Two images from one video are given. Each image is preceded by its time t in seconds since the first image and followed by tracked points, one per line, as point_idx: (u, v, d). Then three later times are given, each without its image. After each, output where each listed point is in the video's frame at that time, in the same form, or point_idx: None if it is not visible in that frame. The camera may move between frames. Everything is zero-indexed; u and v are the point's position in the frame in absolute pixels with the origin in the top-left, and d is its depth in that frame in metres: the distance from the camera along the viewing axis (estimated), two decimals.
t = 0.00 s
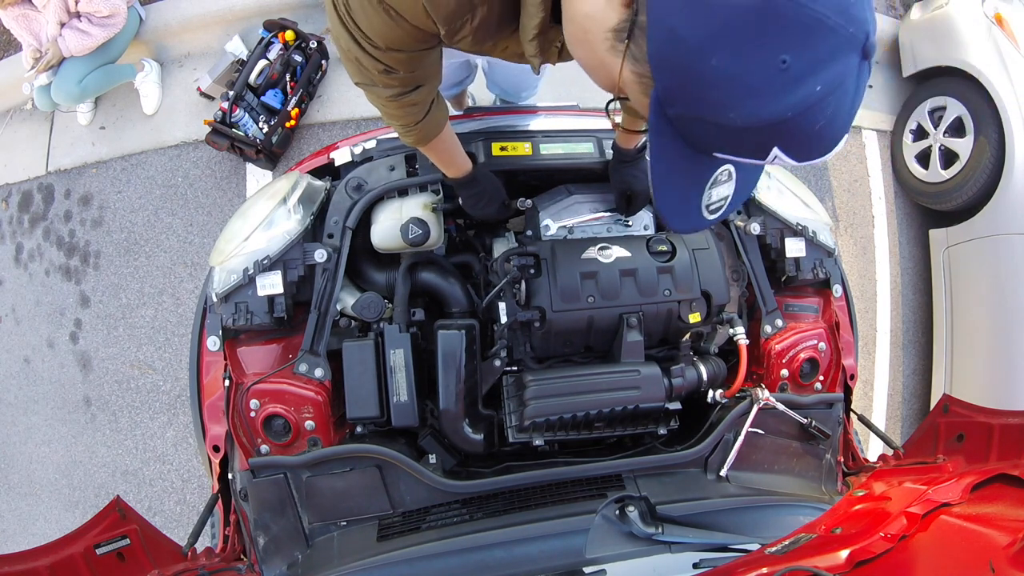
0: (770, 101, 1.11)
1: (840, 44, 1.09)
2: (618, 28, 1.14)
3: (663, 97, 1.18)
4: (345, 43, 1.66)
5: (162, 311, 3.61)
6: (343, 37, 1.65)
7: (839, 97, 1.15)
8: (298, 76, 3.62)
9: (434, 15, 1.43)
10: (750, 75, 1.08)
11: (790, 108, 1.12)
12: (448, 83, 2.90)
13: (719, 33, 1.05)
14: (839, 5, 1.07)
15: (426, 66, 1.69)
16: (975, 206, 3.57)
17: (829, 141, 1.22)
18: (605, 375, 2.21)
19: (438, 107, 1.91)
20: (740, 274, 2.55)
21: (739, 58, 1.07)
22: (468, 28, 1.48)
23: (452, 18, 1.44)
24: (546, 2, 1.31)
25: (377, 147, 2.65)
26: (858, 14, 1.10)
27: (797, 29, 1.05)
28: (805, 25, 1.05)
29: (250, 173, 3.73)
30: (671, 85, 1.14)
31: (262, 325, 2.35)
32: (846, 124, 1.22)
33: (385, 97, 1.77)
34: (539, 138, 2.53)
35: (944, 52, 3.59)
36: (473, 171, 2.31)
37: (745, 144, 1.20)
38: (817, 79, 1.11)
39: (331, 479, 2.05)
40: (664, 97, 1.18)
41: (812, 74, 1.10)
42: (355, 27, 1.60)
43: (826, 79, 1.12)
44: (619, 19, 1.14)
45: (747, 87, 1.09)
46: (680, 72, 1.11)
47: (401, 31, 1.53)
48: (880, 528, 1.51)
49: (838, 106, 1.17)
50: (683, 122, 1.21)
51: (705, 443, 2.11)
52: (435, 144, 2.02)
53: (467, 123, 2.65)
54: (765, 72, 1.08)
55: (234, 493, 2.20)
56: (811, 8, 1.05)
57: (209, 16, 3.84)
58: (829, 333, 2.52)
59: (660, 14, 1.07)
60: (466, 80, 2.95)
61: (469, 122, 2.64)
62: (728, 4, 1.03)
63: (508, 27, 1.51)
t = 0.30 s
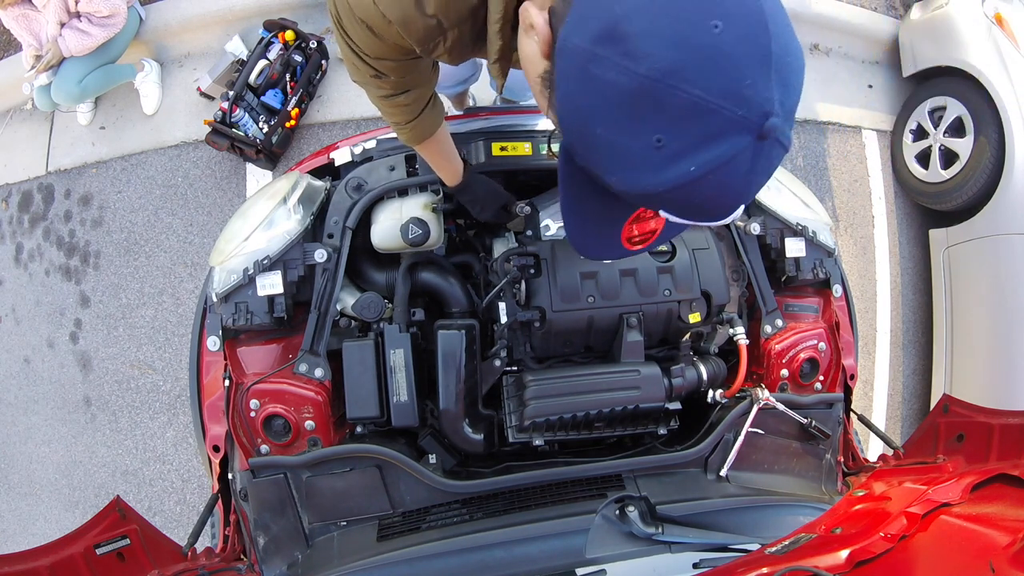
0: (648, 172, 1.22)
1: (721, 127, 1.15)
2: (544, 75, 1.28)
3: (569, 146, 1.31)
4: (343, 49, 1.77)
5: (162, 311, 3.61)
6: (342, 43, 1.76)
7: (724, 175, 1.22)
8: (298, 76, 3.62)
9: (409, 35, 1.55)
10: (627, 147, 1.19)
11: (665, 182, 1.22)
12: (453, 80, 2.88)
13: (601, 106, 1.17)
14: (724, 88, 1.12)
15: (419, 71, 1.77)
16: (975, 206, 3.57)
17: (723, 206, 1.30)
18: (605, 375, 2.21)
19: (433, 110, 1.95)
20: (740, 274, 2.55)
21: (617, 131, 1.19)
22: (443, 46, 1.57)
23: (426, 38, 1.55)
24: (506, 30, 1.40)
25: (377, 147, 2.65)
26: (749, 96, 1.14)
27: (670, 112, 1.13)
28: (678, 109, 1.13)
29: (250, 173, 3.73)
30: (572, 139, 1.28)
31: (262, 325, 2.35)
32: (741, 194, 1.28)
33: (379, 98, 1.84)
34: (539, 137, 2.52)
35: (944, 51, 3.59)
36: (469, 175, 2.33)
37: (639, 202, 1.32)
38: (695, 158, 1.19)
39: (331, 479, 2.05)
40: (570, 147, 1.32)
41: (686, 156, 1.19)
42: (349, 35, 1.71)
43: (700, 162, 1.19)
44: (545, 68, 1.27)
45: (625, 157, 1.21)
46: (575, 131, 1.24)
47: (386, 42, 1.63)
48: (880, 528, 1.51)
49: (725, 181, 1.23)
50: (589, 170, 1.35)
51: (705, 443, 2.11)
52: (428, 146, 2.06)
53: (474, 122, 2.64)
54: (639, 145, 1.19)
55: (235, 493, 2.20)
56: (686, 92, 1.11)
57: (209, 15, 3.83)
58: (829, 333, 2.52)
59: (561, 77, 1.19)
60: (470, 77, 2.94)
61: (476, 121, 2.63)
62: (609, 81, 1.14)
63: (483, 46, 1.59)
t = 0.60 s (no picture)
0: (631, 166, 1.26)
1: (701, 123, 1.20)
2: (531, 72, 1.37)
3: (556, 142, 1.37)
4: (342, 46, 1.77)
5: (162, 311, 3.61)
6: (341, 43, 1.75)
7: (704, 170, 1.26)
8: (298, 76, 3.62)
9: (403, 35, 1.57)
10: (609, 142, 1.24)
11: (647, 176, 1.26)
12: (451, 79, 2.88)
13: (583, 102, 1.23)
14: (703, 85, 1.17)
15: (416, 71, 1.78)
16: (975, 206, 3.57)
17: (704, 202, 1.34)
18: (605, 375, 2.21)
19: (430, 112, 1.95)
20: (740, 274, 2.56)
21: (598, 126, 1.24)
22: (439, 47, 1.60)
23: (421, 39, 1.57)
24: (499, 31, 1.46)
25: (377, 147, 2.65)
26: (730, 92, 1.19)
27: (650, 108, 1.19)
28: (658, 104, 1.18)
29: (250, 173, 3.73)
30: (556, 135, 1.33)
31: (262, 325, 2.36)
32: (724, 190, 1.32)
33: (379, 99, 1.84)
34: (540, 137, 2.52)
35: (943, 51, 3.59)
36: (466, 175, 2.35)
37: (622, 197, 1.37)
38: (676, 153, 1.24)
39: (331, 479, 2.05)
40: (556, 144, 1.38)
41: (667, 151, 1.24)
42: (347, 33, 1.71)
43: (682, 157, 1.24)
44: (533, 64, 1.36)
45: (607, 152, 1.26)
46: (559, 127, 1.30)
47: (382, 41, 1.64)
48: (880, 528, 1.51)
49: (706, 176, 1.28)
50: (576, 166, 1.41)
51: (705, 443, 2.11)
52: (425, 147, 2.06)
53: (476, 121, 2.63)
54: (620, 140, 1.24)
55: (235, 493, 2.20)
56: (667, 88, 1.17)
57: (209, 16, 3.83)
58: (829, 333, 2.52)
59: (545, 74, 1.26)
60: (470, 77, 2.94)
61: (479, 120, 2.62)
62: (592, 78, 1.19)
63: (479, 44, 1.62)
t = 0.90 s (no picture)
0: (685, 146, 1.24)
1: (754, 100, 1.19)
2: (570, 66, 1.32)
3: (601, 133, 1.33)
4: (369, 68, 1.74)
5: (162, 311, 3.61)
6: (370, 66, 1.73)
7: (757, 148, 1.25)
8: (298, 76, 3.62)
9: (437, 46, 1.53)
10: (662, 123, 1.22)
11: (701, 156, 1.24)
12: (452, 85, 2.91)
13: (635, 85, 1.20)
14: (755, 62, 1.17)
15: (447, 88, 1.76)
16: (975, 206, 3.57)
17: (755, 183, 1.32)
18: (605, 375, 2.21)
19: (458, 134, 1.97)
20: (739, 274, 2.57)
21: (651, 108, 1.21)
22: (472, 56, 1.58)
23: (456, 48, 1.54)
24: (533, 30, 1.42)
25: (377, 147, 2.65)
26: (779, 70, 1.19)
27: (705, 86, 1.17)
28: (712, 82, 1.17)
29: (250, 173, 3.73)
30: (602, 123, 1.30)
31: (262, 325, 2.36)
32: (773, 170, 1.30)
33: (413, 124, 1.84)
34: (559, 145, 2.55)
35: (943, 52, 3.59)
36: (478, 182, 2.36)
37: (670, 183, 1.34)
38: (731, 131, 1.22)
39: (331, 479, 2.05)
40: (601, 134, 1.34)
41: (722, 129, 1.22)
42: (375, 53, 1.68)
43: (737, 134, 1.22)
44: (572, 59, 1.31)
45: (660, 134, 1.23)
46: (607, 113, 1.26)
47: (412, 52, 1.60)
48: (880, 528, 1.51)
49: (759, 154, 1.26)
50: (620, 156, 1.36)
51: (705, 443, 2.11)
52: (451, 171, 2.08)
53: (473, 122, 2.64)
54: (675, 121, 1.21)
55: (234, 493, 2.20)
56: (722, 66, 1.16)
57: (209, 16, 3.83)
58: (829, 333, 2.52)
59: (592, 62, 1.23)
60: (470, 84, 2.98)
61: (477, 121, 2.63)
62: (644, 59, 1.17)
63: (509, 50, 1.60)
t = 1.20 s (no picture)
0: (761, 144, 1.22)
1: (826, 97, 1.20)
2: (628, 71, 1.28)
3: (667, 137, 1.30)
4: (380, 87, 1.72)
5: (162, 311, 3.61)
6: (379, 82, 1.70)
7: (827, 145, 1.25)
8: (298, 76, 3.62)
9: (472, 65, 1.53)
10: (740, 123, 1.20)
11: (778, 155, 1.23)
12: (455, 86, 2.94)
13: (712, 86, 1.18)
14: (826, 61, 1.18)
15: (458, 106, 1.78)
16: (975, 207, 3.57)
17: (821, 178, 1.32)
18: (605, 375, 2.21)
19: (461, 144, 1.96)
20: (739, 274, 2.57)
21: (729, 109, 1.19)
22: (508, 68, 1.59)
23: (493, 64, 1.54)
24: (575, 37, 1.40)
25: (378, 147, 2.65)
26: (845, 68, 1.20)
27: (783, 84, 1.16)
28: (790, 81, 1.16)
29: (250, 173, 3.73)
30: (669, 127, 1.27)
31: (263, 325, 2.36)
32: (836, 165, 1.31)
33: (419, 138, 1.83)
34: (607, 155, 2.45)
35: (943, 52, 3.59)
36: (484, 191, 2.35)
37: (739, 181, 1.32)
38: (806, 127, 1.22)
39: (331, 479, 2.05)
40: (667, 138, 1.30)
41: (797, 126, 1.21)
42: (393, 73, 1.65)
43: (811, 129, 1.22)
44: (629, 63, 1.28)
45: (737, 134, 1.21)
46: (678, 116, 1.23)
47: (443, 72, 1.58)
48: (880, 528, 1.51)
49: (828, 148, 1.26)
50: (686, 159, 1.33)
51: (705, 443, 2.11)
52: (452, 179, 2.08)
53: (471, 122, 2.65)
54: (753, 121, 1.19)
55: (234, 493, 2.20)
56: (798, 66, 1.16)
57: (209, 16, 3.84)
58: (829, 333, 2.52)
59: (661, 66, 1.20)
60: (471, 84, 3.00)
61: (475, 121, 2.63)
62: (721, 60, 1.15)
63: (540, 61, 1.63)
